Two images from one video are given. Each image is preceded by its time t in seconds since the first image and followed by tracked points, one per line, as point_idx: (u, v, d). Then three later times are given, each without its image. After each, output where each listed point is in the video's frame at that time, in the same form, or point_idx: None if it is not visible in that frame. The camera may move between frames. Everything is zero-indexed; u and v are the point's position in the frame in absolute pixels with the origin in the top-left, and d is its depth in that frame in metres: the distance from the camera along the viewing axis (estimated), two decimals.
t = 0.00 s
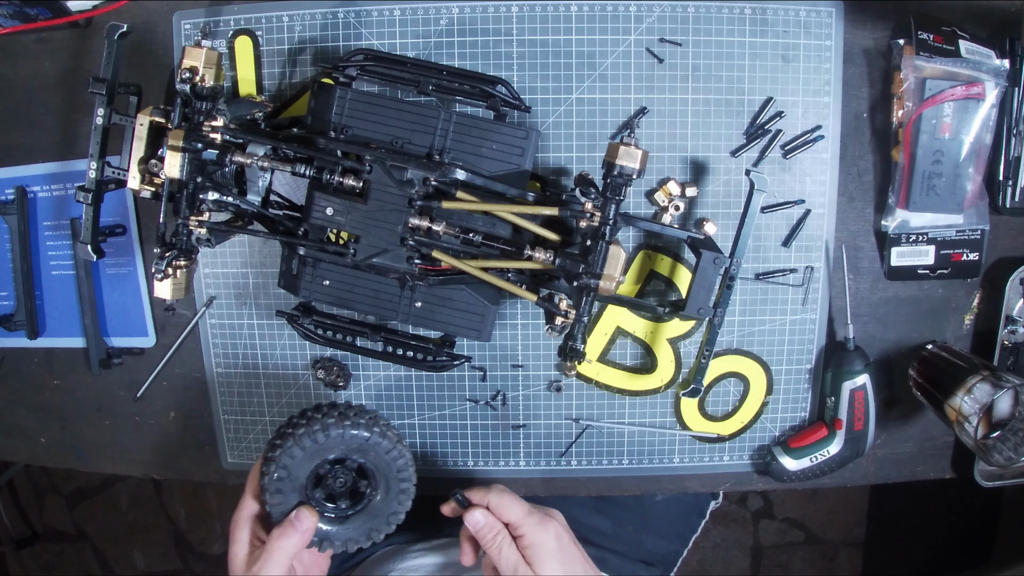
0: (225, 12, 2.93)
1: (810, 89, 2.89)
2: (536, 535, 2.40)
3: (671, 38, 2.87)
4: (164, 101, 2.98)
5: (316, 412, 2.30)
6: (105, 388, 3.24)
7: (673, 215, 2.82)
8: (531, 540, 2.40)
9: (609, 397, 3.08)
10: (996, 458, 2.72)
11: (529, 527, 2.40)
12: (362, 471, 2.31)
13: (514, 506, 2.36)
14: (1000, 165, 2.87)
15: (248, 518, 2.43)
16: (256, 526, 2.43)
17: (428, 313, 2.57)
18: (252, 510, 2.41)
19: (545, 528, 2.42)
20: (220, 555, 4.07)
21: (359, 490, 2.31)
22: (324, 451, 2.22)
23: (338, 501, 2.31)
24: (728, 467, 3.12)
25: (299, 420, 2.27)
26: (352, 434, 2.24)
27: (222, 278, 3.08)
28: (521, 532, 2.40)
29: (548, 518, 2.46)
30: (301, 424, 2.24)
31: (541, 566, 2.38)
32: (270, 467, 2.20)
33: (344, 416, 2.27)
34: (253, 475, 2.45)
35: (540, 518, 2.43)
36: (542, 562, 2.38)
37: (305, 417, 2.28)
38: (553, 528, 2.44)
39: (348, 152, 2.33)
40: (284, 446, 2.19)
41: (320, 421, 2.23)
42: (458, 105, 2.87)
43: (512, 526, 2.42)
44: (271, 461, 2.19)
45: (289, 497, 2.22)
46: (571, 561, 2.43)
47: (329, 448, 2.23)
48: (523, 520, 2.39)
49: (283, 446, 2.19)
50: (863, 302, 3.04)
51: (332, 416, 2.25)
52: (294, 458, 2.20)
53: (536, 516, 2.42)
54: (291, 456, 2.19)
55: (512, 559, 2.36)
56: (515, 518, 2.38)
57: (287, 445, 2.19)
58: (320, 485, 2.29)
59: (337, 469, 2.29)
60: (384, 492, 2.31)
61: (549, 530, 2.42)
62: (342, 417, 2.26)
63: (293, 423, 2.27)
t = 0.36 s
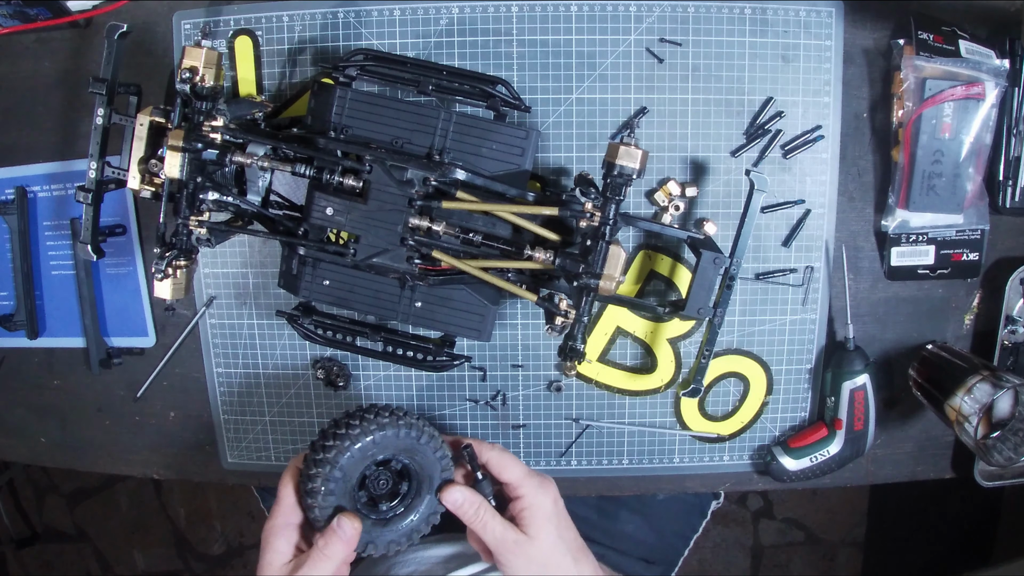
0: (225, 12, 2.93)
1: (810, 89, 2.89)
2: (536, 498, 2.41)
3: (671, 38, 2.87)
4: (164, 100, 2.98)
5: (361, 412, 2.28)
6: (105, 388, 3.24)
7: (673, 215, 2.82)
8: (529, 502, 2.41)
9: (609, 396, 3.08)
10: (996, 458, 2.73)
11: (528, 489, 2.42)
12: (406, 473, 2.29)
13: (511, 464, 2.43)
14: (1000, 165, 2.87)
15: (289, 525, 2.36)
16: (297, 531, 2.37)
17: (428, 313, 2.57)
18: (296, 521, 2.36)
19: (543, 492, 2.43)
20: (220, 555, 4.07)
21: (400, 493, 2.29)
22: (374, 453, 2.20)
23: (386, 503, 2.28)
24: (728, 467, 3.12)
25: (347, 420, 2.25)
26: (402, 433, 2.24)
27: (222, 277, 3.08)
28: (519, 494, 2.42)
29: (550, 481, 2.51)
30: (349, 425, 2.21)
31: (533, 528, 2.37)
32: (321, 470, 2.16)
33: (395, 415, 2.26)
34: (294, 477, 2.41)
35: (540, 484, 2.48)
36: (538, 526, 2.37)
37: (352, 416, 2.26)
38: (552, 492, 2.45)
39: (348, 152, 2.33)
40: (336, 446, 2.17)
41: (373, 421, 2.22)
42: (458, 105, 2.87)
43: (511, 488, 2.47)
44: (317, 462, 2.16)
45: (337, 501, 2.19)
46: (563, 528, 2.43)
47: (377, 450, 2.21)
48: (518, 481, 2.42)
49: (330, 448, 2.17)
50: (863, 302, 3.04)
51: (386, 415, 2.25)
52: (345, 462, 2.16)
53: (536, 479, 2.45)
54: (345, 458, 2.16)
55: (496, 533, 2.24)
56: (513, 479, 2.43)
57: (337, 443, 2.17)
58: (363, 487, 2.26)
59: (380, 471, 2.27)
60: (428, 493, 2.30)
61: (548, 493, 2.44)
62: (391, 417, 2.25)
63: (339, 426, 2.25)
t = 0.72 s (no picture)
0: (225, 12, 2.93)
1: (810, 89, 2.89)
2: (549, 491, 2.44)
3: (671, 38, 2.87)
4: (164, 101, 2.98)
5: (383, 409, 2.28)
6: (105, 388, 3.24)
7: (673, 215, 2.82)
8: (542, 494, 2.44)
9: (609, 397, 3.08)
10: (996, 458, 2.72)
11: (541, 482, 2.45)
12: (426, 471, 2.31)
13: (523, 458, 2.45)
14: (1000, 165, 2.87)
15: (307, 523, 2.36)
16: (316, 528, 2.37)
17: (428, 313, 2.57)
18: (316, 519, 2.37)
19: (556, 485, 2.46)
20: (220, 555, 4.07)
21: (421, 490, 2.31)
22: (400, 451, 2.21)
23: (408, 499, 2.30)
24: (729, 467, 3.12)
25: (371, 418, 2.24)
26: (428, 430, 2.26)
27: (222, 278, 3.07)
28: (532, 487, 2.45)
29: (562, 475, 2.52)
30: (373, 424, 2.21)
31: (546, 520, 2.40)
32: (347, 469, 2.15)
33: (421, 413, 2.27)
34: (314, 475, 2.41)
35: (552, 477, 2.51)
36: (552, 518, 2.41)
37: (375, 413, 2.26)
38: (564, 485, 2.48)
39: (348, 152, 2.33)
40: (364, 443, 2.16)
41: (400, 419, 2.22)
42: (458, 105, 2.87)
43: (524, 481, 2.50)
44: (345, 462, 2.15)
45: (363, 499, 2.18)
46: (576, 520, 2.45)
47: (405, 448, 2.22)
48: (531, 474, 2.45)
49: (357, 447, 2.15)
50: (863, 302, 3.04)
51: (413, 412, 2.26)
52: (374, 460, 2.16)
53: (549, 472, 2.48)
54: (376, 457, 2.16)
55: (510, 526, 2.27)
56: (526, 473, 2.45)
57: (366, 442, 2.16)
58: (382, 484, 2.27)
59: (399, 467, 2.29)
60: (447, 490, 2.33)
61: (561, 485, 2.47)
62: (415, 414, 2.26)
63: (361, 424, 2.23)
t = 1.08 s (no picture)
0: (225, 12, 2.93)
1: (810, 89, 2.89)
2: (556, 490, 2.44)
3: (671, 38, 2.87)
4: (164, 101, 2.98)
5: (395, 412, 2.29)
6: (105, 388, 3.24)
7: (673, 215, 2.82)
8: (548, 494, 2.45)
9: (609, 397, 3.08)
10: (996, 458, 2.72)
11: (547, 481, 2.45)
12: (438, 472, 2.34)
13: (531, 458, 2.46)
14: (1000, 165, 2.87)
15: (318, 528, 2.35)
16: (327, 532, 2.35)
17: (428, 313, 2.57)
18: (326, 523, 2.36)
19: (562, 484, 2.47)
20: (220, 555, 4.07)
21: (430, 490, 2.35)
22: (415, 454, 2.22)
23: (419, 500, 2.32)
24: (729, 467, 3.12)
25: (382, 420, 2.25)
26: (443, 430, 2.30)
27: (223, 278, 3.08)
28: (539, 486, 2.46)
29: (568, 475, 2.53)
30: (386, 426, 2.21)
31: (553, 519, 2.40)
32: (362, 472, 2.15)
33: (434, 415, 2.29)
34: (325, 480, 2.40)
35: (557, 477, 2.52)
36: (558, 518, 2.40)
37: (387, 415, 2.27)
38: (570, 485, 2.49)
39: (348, 152, 2.33)
40: (379, 445, 2.16)
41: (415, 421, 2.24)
42: (458, 105, 2.87)
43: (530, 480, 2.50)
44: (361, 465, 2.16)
45: (380, 503, 2.18)
46: (582, 520, 2.46)
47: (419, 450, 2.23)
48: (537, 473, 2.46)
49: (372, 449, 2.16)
50: (863, 302, 3.04)
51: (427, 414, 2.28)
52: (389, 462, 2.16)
53: (555, 471, 2.49)
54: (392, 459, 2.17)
55: (519, 526, 2.25)
56: (532, 472, 2.46)
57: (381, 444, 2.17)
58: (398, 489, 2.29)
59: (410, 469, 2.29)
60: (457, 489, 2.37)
61: (568, 485, 2.48)
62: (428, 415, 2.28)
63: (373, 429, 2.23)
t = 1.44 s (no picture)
0: (225, 12, 2.93)
1: (810, 89, 2.89)
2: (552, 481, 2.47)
3: (671, 38, 2.87)
4: (164, 101, 2.98)
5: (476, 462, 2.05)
6: (105, 388, 3.24)
7: (673, 215, 2.82)
8: (547, 485, 2.47)
9: (609, 397, 3.08)
10: (996, 458, 2.72)
11: (542, 475, 2.46)
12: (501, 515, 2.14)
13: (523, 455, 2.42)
14: (1000, 165, 2.87)
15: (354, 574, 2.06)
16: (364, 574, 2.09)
17: (428, 313, 2.57)
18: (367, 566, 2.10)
19: (552, 473, 2.48)
20: (220, 555, 4.07)
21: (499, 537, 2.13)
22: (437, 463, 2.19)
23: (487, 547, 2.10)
24: (729, 467, 3.12)
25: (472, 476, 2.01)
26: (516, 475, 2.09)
27: (223, 278, 3.08)
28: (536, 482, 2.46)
29: (556, 465, 2.53)
30: (477, 480, 1.99)
31: (559, 505, 2.45)
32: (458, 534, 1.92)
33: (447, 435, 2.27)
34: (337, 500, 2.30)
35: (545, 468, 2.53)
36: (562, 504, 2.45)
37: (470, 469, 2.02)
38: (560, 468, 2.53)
39: (348, 152, 2.33)
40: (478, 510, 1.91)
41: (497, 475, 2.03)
42: (458, 105, 2.87)
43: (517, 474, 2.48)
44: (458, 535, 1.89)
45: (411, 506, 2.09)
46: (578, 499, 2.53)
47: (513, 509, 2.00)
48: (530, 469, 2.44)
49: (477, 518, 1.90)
50: (863, 302, 3.04)
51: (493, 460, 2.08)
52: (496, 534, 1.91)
53: (542, 464, 2.48)
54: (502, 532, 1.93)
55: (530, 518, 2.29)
56: (526, 469, 2.44)
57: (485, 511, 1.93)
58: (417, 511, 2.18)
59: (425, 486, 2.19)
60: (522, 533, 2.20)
61: (561, 473, 2.51)
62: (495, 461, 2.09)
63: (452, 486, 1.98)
